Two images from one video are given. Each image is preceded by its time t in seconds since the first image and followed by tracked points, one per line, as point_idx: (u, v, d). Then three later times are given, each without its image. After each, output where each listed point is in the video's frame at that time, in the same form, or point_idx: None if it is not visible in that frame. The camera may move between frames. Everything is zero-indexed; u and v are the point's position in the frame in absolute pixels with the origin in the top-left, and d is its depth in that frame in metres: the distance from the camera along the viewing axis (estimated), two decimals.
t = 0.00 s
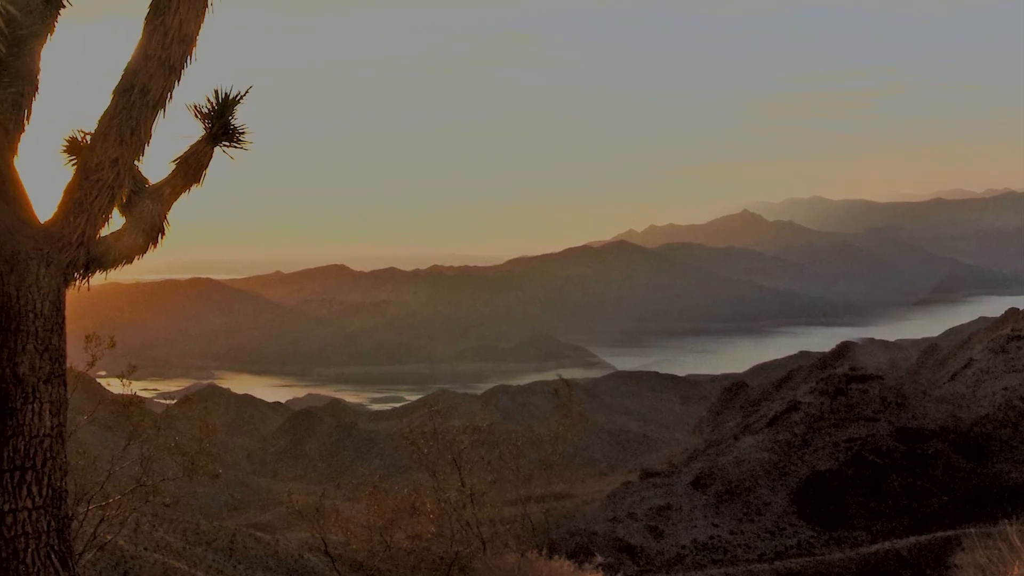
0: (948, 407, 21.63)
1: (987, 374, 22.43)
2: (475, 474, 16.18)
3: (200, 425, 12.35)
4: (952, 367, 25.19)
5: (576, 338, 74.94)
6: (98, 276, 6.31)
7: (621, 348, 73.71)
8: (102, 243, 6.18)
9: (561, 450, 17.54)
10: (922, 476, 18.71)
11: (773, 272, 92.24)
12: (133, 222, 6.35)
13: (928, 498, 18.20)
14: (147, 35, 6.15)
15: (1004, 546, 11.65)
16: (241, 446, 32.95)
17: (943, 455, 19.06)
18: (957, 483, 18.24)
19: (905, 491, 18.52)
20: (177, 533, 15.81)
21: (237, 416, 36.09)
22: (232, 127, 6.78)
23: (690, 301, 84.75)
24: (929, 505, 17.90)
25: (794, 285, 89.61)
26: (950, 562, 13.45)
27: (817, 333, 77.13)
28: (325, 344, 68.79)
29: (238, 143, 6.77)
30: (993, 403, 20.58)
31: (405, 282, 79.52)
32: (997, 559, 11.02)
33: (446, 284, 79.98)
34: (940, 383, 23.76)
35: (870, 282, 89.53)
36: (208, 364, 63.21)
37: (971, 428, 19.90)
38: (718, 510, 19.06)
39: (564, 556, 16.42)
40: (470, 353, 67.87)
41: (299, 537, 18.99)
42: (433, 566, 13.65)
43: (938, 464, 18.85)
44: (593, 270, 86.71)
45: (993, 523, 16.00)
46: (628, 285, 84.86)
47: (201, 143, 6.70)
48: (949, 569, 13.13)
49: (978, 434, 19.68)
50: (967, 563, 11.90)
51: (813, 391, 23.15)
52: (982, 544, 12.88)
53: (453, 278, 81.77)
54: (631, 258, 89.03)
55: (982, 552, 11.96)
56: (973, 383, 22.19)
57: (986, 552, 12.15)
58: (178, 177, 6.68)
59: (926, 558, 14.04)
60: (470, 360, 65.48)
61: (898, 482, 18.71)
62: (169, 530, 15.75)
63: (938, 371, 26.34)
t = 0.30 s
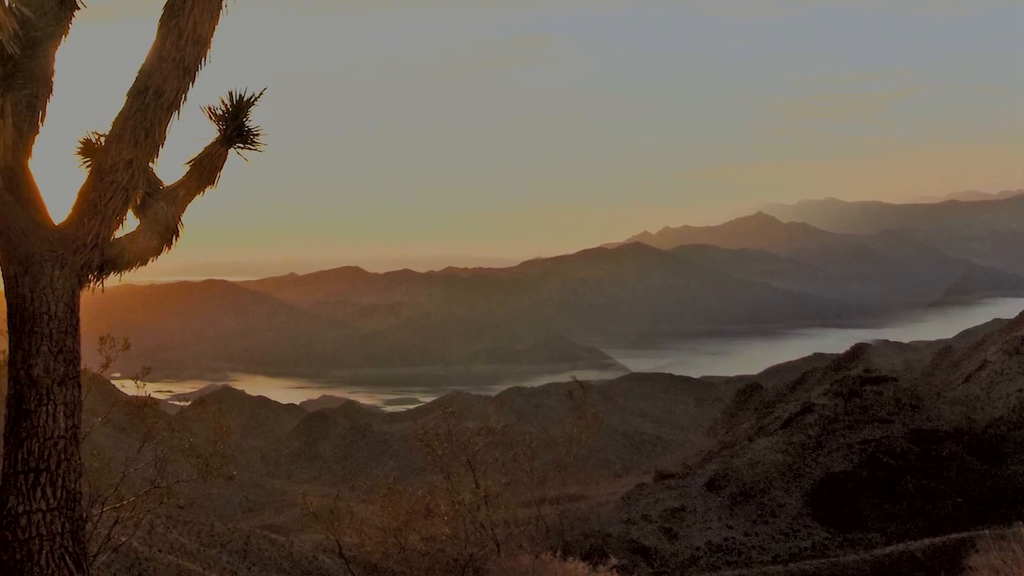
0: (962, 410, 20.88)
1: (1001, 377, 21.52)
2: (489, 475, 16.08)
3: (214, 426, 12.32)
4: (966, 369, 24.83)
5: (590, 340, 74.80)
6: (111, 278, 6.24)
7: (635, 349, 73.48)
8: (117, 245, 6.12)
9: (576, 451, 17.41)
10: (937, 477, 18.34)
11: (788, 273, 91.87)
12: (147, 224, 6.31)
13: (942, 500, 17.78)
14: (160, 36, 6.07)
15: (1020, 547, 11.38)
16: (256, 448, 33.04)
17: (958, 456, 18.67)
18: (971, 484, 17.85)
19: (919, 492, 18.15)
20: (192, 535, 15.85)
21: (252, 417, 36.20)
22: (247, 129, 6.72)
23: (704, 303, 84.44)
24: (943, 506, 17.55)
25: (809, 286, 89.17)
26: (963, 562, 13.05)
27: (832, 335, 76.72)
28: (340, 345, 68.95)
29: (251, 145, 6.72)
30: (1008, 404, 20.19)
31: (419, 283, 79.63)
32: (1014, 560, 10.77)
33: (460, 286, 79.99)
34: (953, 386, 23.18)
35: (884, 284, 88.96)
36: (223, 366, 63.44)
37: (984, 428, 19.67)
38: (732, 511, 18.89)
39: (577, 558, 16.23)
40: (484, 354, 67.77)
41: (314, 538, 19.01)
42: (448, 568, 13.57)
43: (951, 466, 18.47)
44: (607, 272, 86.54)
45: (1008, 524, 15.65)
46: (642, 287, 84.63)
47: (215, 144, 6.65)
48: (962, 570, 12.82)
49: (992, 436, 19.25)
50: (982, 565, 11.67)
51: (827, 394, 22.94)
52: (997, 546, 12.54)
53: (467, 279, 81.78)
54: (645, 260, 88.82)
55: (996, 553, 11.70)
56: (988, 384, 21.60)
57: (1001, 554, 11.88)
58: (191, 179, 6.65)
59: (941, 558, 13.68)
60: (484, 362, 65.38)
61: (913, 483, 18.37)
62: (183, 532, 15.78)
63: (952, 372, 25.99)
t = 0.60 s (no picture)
0: (977, 412, 20.16)
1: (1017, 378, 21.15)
2: (503, 478, 15.98)
3: (228, 428, 12.28)
4: (981, 371, 24.45)
5: (604, 342, 74.59)
6: (126, 280, 6.19)
7: (650, 351, 73.20)
8: (130, 246, 6.06)
9: (589, 454, 17.25)
10: (952, 480, 18.06)
11: (803, 275, 91.29)
12: (161, 226, 6.26)
13: (957, 502, 17.54)
14: (175, 38, 6.03)
15: None
16: (270, 450, 33.07)
17: (973, 458, 18.34)
18: (985, 487, 17.55)
19: (933, 495, 17.93)
20: (206, 537, 15.86)
21: (266, 419, 36.28)
22: (261, 131, 6.65)
23: (718, 305, 84.06)
24: (958, 508, 17.30)
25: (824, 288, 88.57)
26: (977, 564, 12.52)
27: (847, 337, 76.18)
28: (354, 347, 69.07)
29: (266, 147, 6.65)
30: (1023, 406, 19.66)
31: (433, 285, 79.69)
32: None
33: (474, 288, 79.97)
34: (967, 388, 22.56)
35: (899, 286, 88.32)
36: (237, 368, 63.67)
37: (999, 430, 19.05)
38: (746, 514, 18.69)
39: (592, 560, 16.06)
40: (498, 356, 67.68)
41: (328, 540, 18.98)
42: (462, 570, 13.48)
43: (966, 468, 18.16)
44: (621, 274, 86.30)
45: None
46: (656, 289, 84.31)
47: (229, 147, 6.59)
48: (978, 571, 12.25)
49: (1008, 438, 18.85)
50: (998, 566, 11.38)
51: (841, 395, 22.65)
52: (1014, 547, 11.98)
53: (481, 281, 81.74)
54: (659, 262, 88.48)
55: (1011, 555, 11.41)
56: (1003, 386, 20.80)
57: (1016, 555, 11.57)
58: (206, 181, 6.58)
59: (955, 562, 13.02)
60: (498, 364, 65.28)
61: (927, 485, 18.11)
62: (198, 534, 15.79)
63: (966, 374, 25.64)
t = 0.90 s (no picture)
0: (991, 413, 19.85)
1: None
2: (518, 480, 15.90)
3: (242, 430, 12.25)
4: (995, 372, 24.13)
5: (619, 344, 74.40)
6: (140, 282, 6.15)
7: (664, 353, 72.91)
8: (145, 248, 6.02)
9: (603, 455, 17.11)
10: (966, 481, 17.70)
11: (817, 277, 90.74)
12: (176, 228, 6.20)
13: (971, 503, 17.19)
14: (190, 40, 5.98)
15: None
16: (284, 452, 33.12)
17: (988, 460, 17.98)
18: (999, 487, 17.22)
19: (948, 496, 17.55)
20: (220, 538, 15.87)
21: (281, 421, 36.37)
22: (276, 133, 6.59)
23: (732, 307, 83.73)
24: (972, 509, 16.96)
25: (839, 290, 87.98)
26: (992, 565, 12.09)
27: (862, 339, 75.68)
28: (368, 349, 69.20)
29: (281, 148, 6.58)
30: None
31: (447, 287, 79.78)
32: None
33: (489, 290, 79.95)
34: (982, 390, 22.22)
35: (913, 288, 87.86)
36: (252, 370, 63.85)
37: (1013, 432, 18.76)
38: (761, 515, 18.42)
39: (607, 562, 15.89)
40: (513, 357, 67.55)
41: (342, 542, 18.97)
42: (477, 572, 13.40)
43: (980, 469, 17.81)
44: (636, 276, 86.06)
45: None
46: (671, 290, 84.01)
47: (244, 148, 6.54)
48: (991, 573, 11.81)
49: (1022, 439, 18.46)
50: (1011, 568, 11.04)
51: (856, 397, 22.36)
52: None
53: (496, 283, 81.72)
54: (673, 263, 88.17)
55: None
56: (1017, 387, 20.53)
57: None
58: (220, 183, 6.50)
59: (969, 563, 12.58)
60: (513, 365, 65.19)
61: (941, 487, 17.75)
62: (212, 536, 15.80)
63: (981, 376, 25.33)
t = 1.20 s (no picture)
0: (1006, 415, 19.29)
1: None
2: (531, 482, 15.79)
3: (256, 432, 12.21)
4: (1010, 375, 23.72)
5: (633, 346, 74.11)
6: (154, 284, 6.12)
7: (678, 355, 72.56)
8: (159, 250, 5.99)
9: (618, 457, 16.89)
10: (980, 482, 17.17)
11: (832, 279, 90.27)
12: (190, 229, 6.16)
13: (986, 505, 16.67)
14: (204, 42, 5.94)
15: None
16: (299, 454, 33.15)
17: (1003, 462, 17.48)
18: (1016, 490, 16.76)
19: (963, 498, 16.97)
20: (235, 540, 15.87)
21: (295, 423, 36.44)
22: (290, 134, 6.55)
23: (746, 309, 83.31)
24: (987, 512, 16.45)
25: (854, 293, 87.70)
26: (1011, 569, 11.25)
27: (877, 341, 75.10)
28: (382, 351, 69.29)
29: (295, 150, 6.55)
30: None
31: (461, 289, 79.78)
32: None
33: (503, 292, 79.87)
34: (996, 392, 21.71)
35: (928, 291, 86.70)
36: (266, 372, 64.05)
37: None
38: (775, 517, 17.80)
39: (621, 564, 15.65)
40: (527, 359, 67.38)
41: (357, 543, 18.92)
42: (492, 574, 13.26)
43: (995, 471, 17.31)
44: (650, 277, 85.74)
45: None
46: (685, 292, 83.65)
47: (258, 150, 6.48)
48: None
49: None
50: None
51: (870, 398, 21.52)
52: None
53: (510, 284, 81.63)
54: (688, 265, 87.82)
55: None
56: None
57: None
58: (235, 185, 6.44)
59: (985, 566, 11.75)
60: (527, 367, 65.04)
61: (956, 488, 17.15)
62: (226, 538, 15.81)
63: (995, 379, 24.90)
